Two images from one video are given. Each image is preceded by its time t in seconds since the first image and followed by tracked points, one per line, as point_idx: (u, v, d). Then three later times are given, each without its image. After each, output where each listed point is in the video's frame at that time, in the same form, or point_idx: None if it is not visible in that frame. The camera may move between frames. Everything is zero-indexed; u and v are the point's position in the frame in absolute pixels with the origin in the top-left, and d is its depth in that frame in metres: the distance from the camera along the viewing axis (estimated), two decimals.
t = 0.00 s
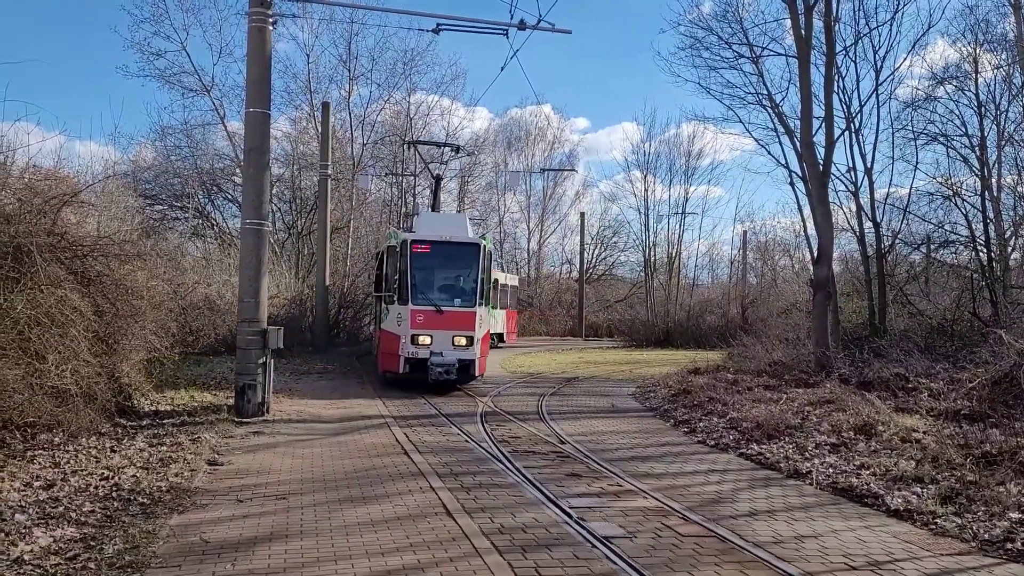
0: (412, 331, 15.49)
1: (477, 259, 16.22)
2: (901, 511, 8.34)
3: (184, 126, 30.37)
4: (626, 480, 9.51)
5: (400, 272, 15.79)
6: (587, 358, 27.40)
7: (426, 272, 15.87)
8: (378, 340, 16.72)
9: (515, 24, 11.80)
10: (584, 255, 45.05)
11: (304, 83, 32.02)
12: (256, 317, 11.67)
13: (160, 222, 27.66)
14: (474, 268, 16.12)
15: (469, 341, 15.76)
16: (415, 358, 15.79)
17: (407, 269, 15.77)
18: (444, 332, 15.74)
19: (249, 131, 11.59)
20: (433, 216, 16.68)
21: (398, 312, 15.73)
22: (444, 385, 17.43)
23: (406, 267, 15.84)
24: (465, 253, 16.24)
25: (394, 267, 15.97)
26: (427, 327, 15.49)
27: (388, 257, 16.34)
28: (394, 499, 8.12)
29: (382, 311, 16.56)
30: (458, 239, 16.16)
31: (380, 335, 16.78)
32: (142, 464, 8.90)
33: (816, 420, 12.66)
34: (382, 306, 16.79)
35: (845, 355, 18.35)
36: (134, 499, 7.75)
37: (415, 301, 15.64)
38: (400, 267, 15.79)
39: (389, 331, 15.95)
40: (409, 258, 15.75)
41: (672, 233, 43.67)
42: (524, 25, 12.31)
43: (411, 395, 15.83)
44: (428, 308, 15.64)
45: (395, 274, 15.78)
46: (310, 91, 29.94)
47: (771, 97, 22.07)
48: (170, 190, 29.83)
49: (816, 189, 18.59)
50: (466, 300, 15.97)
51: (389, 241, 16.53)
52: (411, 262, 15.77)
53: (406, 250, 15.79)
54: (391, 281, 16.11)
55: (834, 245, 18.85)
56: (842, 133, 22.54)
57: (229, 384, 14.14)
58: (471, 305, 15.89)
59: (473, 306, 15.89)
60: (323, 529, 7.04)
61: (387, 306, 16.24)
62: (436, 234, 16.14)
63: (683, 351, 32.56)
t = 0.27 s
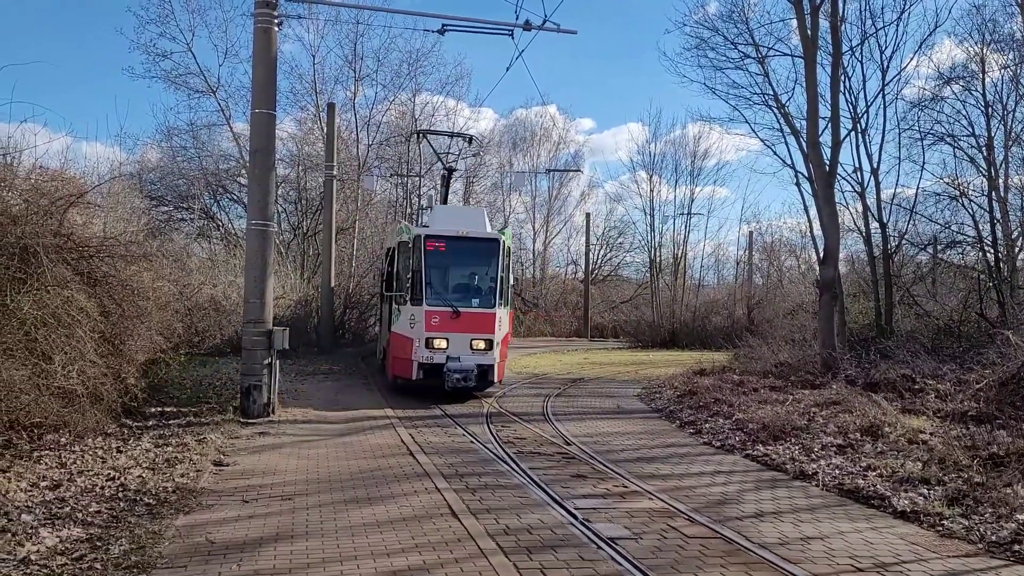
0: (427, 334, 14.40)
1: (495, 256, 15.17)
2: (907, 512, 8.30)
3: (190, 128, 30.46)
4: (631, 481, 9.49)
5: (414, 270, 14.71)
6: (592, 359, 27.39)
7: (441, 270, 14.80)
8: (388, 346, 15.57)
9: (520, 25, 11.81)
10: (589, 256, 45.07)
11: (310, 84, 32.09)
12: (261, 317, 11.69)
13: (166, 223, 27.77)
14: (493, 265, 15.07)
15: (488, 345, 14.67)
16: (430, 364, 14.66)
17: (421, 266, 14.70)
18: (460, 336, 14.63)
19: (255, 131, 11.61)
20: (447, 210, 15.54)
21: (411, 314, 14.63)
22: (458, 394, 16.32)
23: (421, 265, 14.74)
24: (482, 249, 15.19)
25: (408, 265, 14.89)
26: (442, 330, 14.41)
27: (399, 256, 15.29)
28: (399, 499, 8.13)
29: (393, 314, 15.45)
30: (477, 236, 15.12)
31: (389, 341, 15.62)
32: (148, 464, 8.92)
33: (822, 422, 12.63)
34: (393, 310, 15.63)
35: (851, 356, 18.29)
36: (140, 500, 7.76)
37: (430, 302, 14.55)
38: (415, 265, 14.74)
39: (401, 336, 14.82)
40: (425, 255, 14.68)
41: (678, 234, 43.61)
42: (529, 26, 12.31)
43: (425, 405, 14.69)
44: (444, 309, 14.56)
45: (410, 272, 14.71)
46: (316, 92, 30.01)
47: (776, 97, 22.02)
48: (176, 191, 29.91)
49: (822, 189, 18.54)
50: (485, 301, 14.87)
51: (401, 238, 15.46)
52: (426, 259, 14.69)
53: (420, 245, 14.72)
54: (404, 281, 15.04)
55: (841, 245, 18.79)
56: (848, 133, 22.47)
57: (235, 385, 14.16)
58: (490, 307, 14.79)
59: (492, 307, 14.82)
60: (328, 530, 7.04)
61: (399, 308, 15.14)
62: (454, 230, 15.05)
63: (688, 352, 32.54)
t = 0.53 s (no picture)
0: (443, 336, 13.05)
1: (515, 251, 13.67)
2: (911, 511, 8.28)
3: (192, 127, 30.46)
4: (634, 481, 9.47)
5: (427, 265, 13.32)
6: (594, 358, 27.38)
7: (455, 266, 13.31)
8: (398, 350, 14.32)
9: (523, 24, 11.80)
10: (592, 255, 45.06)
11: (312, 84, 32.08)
12: (263, 317, 11.69)
13: (168, 222, 27.79)
14: (511, 261, 13.58)
15: (508, 348, 13.32)
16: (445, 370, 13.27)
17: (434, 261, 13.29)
18: (479, 339, 13.25)
19: (256, 131, 11.60)
20: (463, 199, 14.04)
21: (424, 314, 13.26)
22: (472, 403, 15.02)
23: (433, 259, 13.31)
24: (500, 243, 13.63)
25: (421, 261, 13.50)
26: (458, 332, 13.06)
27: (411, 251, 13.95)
28: (402, 499, 8.12)
29: (403, 314, 14.22)
30: (494, 228, 13.59)
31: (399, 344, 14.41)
32: (150, 463, 8.91)
33: (825, 421, 12.60)
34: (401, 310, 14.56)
35: (854, 355, 18.25)
36: (142, 499, 7.76)
37: (444, 300, 13.16)
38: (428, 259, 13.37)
39: (412, 338, 13.56)
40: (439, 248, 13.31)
41: (680, 233, 43.57)
42: (532, 25, 12.29)
43: (439, 415, 13.41)
44: (460, 309, 13.17)
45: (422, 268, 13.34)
46: (317, 92, 30.00)
47: (779, 96, 21.96)
48: (178, 190, 29.91)
49: (825, 188, 18.49)
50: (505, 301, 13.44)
51: (413, 231, 14.11)
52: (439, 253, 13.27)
53: (433, 238, 13.34)
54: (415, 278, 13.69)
55: (843, 244, 18.75)
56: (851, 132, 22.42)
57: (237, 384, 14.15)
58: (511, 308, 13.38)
59: (513, 307, 13.42)
60: (331, 529, 7.03)
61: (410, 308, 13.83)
62: (468, 221, 13.54)
63: (691, 351, 32.53)
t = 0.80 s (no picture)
0: (461, 338, 11.82)
1: (540, 246, 12.44)
2: (913, 509, 8.28)
3: (194, 126, 30.46)
4: (636, 479, 9.48)
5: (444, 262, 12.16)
6: (596, 356, 27.39)
7: (474, 262, 12.12)
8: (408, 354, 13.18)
9: (525, 22, 11.80)
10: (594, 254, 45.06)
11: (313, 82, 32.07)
12: (266, 315, 11.70)
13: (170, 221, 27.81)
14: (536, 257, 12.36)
15: (533, 351, 12.12)
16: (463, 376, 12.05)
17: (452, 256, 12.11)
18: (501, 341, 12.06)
19: (259, 130, 11.61)
20: (485, 187, 12.83)
21: (439, 314, 12.03)
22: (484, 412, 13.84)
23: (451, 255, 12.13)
24: (523, 238, 12.40)
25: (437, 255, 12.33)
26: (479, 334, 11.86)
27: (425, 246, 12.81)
28: (404, 497, 8.13)
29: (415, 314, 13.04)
30: (516, 220, 12.33)
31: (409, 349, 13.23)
32: (154, 462, 8.93)
33: (827, 419, 12.60)
34: (412, 309, 13.38)
35: (856, 354, 18.23)
36: (145, 498, 7.77)
37: (463, 300, 11.96)
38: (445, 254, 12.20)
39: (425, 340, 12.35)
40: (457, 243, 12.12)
41: (682, 231, 43.53)
42: (533, 23, 12.29)
43: (455, 426, 12.27)
44: (480, 308, 11.94)
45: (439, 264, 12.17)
46: (319, 90, 29.97)
47: (781, 94, 21.92)
48: (180, 189, 29.92)
49: (827, 186, 18.47)
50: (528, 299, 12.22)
51: (428, 224, 12.96)
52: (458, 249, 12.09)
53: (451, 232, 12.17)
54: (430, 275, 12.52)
55: (845, 242, 18.73)
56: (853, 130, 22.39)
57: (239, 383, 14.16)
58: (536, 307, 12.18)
59: (538, 306, 12.20)
60: (334, 527, 7.04)
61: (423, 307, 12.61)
62: (487, 212, 12.33)
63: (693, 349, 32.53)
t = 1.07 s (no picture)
0: (479, 343, 10.57)
1: (565, 240, 11.15)
2: (913, 508, 8.28)
3: (193, 127, 30.45)
4: (636, 478, 9.47)
5: (459, 258, 10.92)
6: (596, 356, 27.39)
7: (493, 258, 10.85)
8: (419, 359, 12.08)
9: (523, 21, 11.79)
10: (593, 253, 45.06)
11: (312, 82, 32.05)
12: (265, 316, 11.69)
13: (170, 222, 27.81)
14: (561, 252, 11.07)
15: (560, 357, 10.86)
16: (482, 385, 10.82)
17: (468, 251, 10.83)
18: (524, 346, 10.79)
19: (258, 131, 11.59)
20: (501, 173, 11.48)
21: (456, 316, 10.82)
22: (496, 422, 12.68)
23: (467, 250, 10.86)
24: (547, 231, 11.08)
25: (451, 251, 11.11)
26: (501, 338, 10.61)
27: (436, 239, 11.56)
28: (404, 497, 8.13)
29: (427, 316, 11.89)
30: (540, 212, 11.06)
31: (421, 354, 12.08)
32: (153, 463, 8.92)
33: (827, 418, 12.60)
34: (423, 310, 12.22)
35: (855, 352, 18.23)
36: (145, 499, 7.77)
37: (481, 300, 10.70)
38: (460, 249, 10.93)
39: (440, 346, 11.20)
40: (474, 237, 10.84)
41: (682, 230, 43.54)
42: (532, 23, 12.27)
43: (475, 440, 11.18)
44: (501, 310, 10.69)
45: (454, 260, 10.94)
46: (318, 90, 29.95)
47: (780, 93, 21.90)
48: (179, 189, 29.90)
49: (826, 185, 18.45)
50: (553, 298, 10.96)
51: (438, 216, 11.72)
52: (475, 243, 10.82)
53: (467, 225, 10.88)
54: (443, 273, 11.31)
55: (845, 241, 18.72)
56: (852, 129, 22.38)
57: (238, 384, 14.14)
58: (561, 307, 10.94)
59: (565, 306, 10.95)
60: (333, 528, 7.04)
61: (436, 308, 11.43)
62: (508, 203, 11.01)
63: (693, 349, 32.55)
